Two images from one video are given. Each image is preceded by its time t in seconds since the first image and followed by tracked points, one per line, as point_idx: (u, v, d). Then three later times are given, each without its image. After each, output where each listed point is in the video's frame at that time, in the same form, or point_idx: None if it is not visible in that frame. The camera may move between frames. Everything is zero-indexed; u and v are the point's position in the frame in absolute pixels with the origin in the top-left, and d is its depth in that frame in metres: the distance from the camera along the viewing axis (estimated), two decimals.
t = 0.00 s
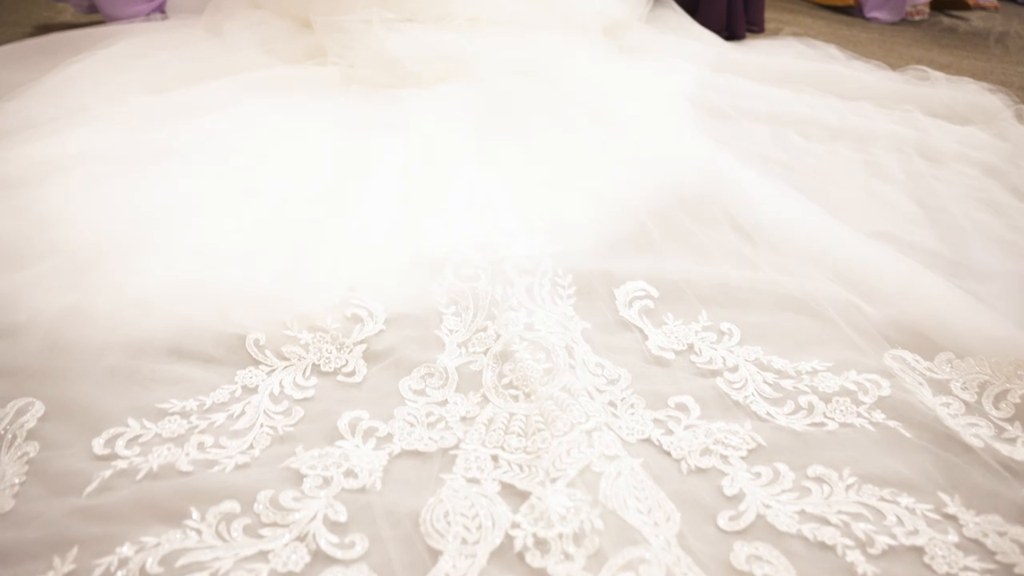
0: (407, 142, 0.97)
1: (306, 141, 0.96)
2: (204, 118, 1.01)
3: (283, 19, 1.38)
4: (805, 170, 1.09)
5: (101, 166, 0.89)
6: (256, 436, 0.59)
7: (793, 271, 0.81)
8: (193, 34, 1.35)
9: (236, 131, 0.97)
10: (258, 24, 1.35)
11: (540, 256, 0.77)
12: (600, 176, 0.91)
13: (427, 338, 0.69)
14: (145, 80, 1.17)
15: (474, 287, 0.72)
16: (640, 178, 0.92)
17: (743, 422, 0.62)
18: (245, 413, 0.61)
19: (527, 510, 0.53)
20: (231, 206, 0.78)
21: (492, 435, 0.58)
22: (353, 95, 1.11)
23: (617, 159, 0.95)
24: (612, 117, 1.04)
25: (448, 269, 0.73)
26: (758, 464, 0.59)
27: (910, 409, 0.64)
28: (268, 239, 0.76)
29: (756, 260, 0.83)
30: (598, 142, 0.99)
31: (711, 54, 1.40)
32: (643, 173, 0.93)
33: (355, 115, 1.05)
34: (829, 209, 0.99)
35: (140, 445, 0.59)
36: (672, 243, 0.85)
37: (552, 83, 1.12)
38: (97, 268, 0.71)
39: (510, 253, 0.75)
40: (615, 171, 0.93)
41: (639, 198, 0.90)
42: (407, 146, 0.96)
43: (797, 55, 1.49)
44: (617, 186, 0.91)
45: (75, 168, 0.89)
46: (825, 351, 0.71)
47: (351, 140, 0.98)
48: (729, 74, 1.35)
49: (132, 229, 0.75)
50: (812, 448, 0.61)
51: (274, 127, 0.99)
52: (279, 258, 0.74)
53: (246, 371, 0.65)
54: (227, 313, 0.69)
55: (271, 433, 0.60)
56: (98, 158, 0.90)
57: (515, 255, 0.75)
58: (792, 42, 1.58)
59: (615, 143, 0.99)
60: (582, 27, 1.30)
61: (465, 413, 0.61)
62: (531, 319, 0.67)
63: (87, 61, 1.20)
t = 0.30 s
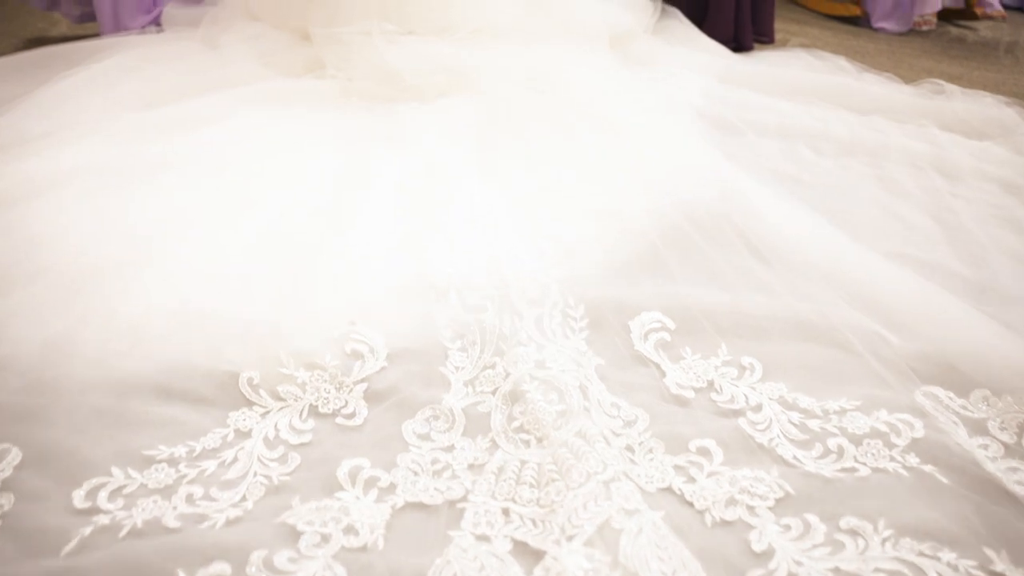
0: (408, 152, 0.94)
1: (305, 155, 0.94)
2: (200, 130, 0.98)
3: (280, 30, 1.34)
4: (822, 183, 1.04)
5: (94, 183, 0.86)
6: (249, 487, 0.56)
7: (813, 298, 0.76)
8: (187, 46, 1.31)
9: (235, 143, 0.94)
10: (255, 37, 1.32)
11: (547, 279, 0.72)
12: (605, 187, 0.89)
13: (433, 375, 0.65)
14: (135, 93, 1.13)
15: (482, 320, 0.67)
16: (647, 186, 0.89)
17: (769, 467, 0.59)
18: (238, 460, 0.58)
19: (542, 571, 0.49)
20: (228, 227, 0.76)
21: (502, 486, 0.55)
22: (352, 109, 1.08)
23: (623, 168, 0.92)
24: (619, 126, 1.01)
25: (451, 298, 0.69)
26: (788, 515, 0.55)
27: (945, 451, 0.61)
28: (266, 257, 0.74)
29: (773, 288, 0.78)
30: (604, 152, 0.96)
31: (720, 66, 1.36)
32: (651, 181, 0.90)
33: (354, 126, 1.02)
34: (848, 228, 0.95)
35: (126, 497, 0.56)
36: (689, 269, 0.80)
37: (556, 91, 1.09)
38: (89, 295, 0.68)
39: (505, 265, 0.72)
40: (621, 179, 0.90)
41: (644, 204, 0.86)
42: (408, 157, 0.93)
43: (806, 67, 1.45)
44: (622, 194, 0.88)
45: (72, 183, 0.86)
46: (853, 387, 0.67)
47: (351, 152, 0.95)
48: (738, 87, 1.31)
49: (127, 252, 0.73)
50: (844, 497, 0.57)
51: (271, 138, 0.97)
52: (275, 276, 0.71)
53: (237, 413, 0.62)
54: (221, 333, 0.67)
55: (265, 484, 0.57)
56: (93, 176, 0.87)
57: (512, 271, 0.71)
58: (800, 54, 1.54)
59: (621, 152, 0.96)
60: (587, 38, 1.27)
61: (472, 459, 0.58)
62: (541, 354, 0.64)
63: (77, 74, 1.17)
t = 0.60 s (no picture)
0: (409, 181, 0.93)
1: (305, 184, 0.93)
2: (198, 163, 0.96)
3: (276, 59, 1.31)
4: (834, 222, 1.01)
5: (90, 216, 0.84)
6: (237, 558, 0.58)
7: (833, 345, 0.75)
8: (181, 75, 1.28)
9: (233, 172, 0.93)
10: (251, 64, 1.29)
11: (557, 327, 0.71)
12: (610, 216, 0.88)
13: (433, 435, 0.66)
14: (127, 125, 1.10)
15: (485, 374, 0.68)
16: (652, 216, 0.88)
17: (790, 535, 0.61)
18: (225, 528, 0.60)
19: None
20: (227, 257, 0.75)
21: (506, 558, 0.58)
22: (350, 142, 1.05)
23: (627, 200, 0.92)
24: (622, 153, 1.00)
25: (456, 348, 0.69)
26: None
27: (978, 515, 0.63)
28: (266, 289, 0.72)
29: (791, 338, 0.76)
30: (608, 181, 0.95)
31: (725, 95, 1.33)
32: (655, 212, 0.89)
33: (354, 155, 1.01)
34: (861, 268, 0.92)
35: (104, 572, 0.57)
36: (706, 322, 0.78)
37: (559, 118, 1.08)
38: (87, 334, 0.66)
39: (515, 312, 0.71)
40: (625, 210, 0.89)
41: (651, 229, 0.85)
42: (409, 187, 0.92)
43: (812, 96, 1.42)
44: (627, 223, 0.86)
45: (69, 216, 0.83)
46: (879, 445, 0.67)
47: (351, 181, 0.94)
48: (744, 116, 1.29)
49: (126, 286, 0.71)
50: (865, 568, 0.60)
51: (270, 167, 0.95)
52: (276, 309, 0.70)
53: (224, 475, 0.63)
54: (222, 374, 0.66)
55: (253, 556, 0.59)
56: (91, 209, 0.85)
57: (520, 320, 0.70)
58: (806, 82, 1.53)
59: (625, 183, 0.95)
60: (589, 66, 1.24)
61: (473, 527, 0.61)
62: (548, 414, 0.65)
63: (68, 106, 1.14)
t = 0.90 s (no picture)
0: (409, 220, 0.91)
1: (301, 223, 0.91)
2: (191, 203, 0.93)
3: (273, 92, 1.29)
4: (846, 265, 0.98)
5: (78, 257, 0.81)
6: None
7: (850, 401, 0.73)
8: (177, 110, 1.26)
9: (229, 211, 0.91)
10: (247, 98, 1.27)
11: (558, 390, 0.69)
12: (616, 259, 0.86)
13: (431, 503, 0.65)
14: (118, 163, 1.08)
15: (485, 437, 0.66)
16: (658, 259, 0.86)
17: None
18: None
19: None
20: (218, 313, 0.74)
21: None
22: (351, 181, 1.02)
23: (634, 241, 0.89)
24: (625, 191, 0.98)
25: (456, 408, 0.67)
26: None
27: None
28: (263, 345, 0.71)
29: (808, 390, 0.74)
30: (612, 221, 0.93)
31: (731, 130, 1.31)
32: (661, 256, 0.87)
33: (352, 194, 0.99)
34: (876, 317, 0.89)
35: None
36: (718, 376, 0.75)
37: (562, 152, 1.05)
38: (79, 394, 0.66)
39: (518, 370, 0.70)
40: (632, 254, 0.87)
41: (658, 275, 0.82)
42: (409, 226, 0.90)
43: (819, 132, 1.40)
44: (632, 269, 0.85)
45: (60, 258, 0.80)
46: (904, 514, 0.67)
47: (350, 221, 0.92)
48: (751, 154, 1.26)
49: (116, 347, 0.70)
50: None
51: (265, 207, 0.93)
52: (273, 368, 0.69)
53: (208, 551, 0.62)
54: (217, 442, 0.65)
55: None
56: (80, 251, 0.82)
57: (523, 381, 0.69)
58: (811, 118, 1.51)
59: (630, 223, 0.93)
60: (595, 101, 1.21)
61: None
62: (554, 482, 0.66)
63: (59, 143, 1.12)
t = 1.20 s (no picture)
0: (408, 265, 0.88)
1: (297, 268, 0.88)
2: (182, 249, 0.90)
3: (271, 131, 1.26)
4: (861, 316, 0.95)
5: (57, 312, 0.77)
6: None
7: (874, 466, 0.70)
8: (172, 150, 1.23)
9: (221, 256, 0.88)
10: (244, 137, 1.24)
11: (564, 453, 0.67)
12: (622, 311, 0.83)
13: None
14: (110, 207, 1.05)
15: (487, 509, 0.65)
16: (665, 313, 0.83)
17: None
18: None
19: None
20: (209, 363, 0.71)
21: None
22: (347, 228, 0.98)
23: (640, 291, 0.87)
24: (631, 236, 0.96)
25: (456, 481, 0.65)
26: None
27: None
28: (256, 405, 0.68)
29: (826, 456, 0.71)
30: (617, 267, 0.91)
31: (740, 171, 1.29)
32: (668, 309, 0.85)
33: (352, 237, 0.96)
34: (895, 373, 0.85)
35: None
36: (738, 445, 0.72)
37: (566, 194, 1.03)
38: (60, 464, 0.64)
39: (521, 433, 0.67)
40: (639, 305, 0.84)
41: (665, 332, 0.80)
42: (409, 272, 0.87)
43: (828, 174, 1.38)
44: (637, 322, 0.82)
45: (36, 316, 0.76)
46: None
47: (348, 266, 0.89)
48: (761, 197, 1.23)
49: (100, 404, 0.67)
50: None
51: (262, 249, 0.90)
52: (265, 428, 0.66)
53: None
54: (207, 513, 0.63)
55: None
56: (65, 304, 0.78)
57: (529, 452, 0.66)
58: (818, 159, 1.48)
59: (635, 269, 0.91)
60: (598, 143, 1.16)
61: None
62: (563, 560, 0.64)
63: (49, 185, 1.09)
